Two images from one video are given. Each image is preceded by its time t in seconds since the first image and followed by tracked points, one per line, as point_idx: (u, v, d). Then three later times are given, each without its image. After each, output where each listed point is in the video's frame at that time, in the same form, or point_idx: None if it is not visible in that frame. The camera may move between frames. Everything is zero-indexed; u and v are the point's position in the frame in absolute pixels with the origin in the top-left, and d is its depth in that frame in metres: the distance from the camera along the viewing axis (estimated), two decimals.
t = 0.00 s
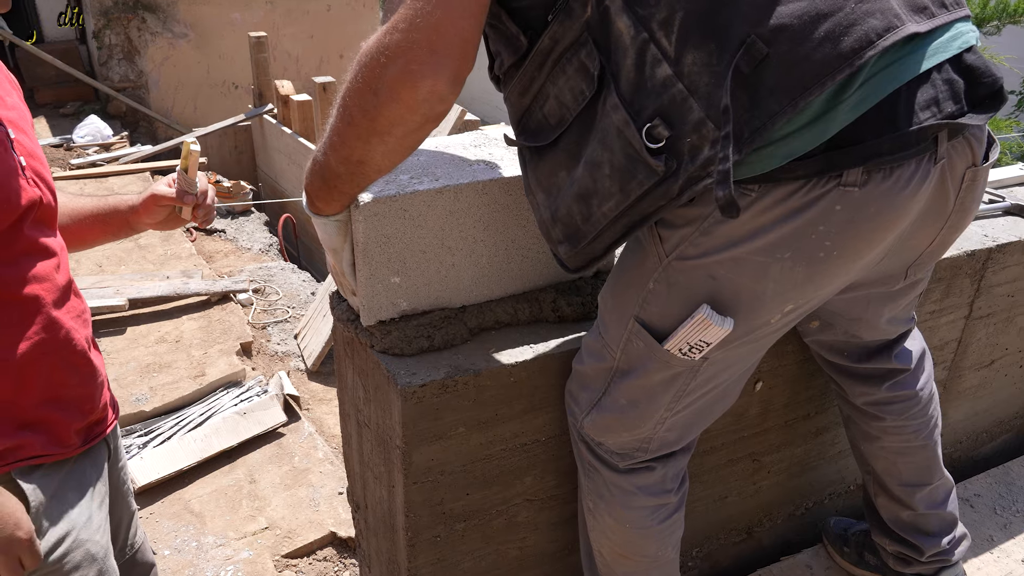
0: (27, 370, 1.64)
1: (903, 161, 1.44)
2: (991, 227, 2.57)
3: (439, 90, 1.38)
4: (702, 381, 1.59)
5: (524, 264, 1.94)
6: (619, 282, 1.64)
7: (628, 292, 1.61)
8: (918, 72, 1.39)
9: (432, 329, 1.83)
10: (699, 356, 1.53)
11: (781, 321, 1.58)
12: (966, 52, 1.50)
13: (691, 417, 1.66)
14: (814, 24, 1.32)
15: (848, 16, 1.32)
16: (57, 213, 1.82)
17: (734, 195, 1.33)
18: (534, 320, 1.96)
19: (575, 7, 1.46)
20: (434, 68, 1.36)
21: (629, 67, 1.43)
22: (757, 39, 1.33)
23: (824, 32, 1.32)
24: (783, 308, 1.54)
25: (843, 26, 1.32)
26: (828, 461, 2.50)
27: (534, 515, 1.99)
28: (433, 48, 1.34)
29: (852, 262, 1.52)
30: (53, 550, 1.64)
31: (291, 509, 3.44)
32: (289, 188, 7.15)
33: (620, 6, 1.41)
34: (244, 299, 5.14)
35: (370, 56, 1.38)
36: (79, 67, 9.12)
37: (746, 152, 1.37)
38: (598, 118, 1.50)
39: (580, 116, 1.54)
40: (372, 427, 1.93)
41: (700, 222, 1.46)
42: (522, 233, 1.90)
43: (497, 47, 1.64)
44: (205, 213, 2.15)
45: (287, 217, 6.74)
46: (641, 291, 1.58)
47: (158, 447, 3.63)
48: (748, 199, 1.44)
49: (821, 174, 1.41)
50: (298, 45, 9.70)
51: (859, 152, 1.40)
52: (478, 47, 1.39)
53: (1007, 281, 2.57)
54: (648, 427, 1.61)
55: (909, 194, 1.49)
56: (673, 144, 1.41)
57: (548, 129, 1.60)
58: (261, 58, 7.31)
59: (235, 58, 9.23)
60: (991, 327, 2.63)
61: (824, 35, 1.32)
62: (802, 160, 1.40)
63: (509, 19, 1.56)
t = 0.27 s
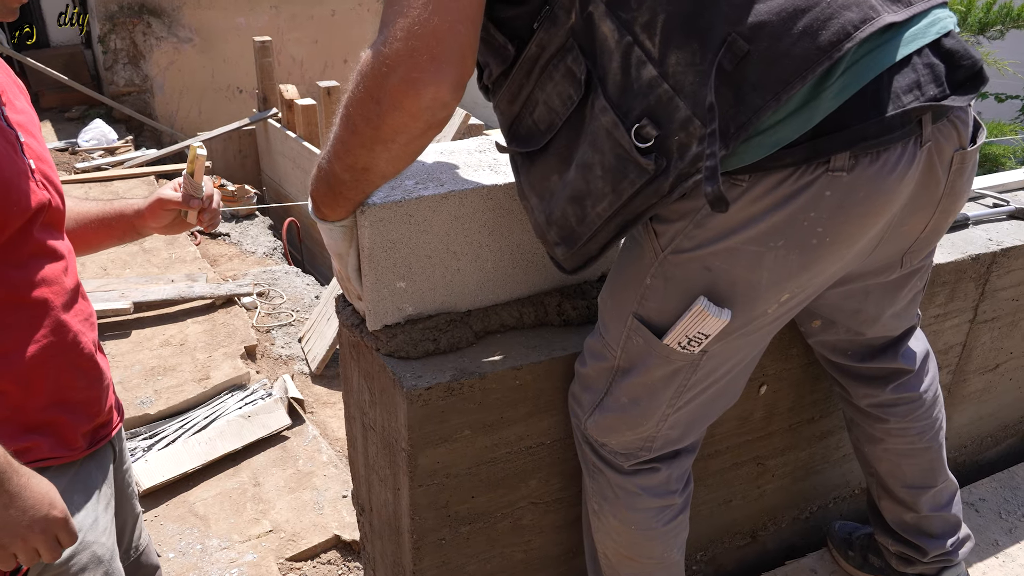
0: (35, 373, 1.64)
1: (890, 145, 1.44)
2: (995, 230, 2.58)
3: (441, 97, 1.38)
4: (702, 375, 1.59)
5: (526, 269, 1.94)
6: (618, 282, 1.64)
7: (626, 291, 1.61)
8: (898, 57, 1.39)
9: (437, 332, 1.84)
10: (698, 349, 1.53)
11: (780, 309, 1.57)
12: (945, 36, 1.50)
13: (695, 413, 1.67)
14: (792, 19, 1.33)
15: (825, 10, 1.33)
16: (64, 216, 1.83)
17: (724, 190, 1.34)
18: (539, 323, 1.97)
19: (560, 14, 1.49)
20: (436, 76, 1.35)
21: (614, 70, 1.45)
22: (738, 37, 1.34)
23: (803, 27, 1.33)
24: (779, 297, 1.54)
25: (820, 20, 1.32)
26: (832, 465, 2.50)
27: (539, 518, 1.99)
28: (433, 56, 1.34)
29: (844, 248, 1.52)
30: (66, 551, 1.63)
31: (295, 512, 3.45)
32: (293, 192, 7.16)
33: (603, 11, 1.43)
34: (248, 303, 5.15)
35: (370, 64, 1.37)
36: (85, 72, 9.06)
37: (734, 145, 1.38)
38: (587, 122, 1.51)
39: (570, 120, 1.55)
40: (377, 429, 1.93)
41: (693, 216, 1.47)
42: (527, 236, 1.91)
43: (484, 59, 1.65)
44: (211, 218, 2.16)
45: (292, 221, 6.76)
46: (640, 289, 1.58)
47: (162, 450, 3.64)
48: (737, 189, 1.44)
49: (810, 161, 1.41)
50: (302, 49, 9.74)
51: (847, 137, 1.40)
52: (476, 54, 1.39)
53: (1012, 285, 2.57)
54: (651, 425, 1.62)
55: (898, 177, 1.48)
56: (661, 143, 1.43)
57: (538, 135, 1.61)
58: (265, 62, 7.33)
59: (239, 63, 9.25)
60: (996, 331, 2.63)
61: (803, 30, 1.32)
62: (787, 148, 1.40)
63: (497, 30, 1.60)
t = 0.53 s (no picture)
0: (45, 377, 1.65)
1: (876, 133, 1.45)
2: (1000, 235, 2.58)
3: (444, 104, 1.38)
4: (702, 372, 1.60)
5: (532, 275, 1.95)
6: (618, 284, 1.64)
7: (625, 291, 1.62)
8: (879, 47, 1.42)
9: (445, 336, 1.84)
10: (697, 345, 1.53)
11: (774, 304, 1.58)
12: (926, 26, 1.51)
13: (698, 411, 1.67)
14: (766, 26, 1.35)
15: (798, 16, 1.34)
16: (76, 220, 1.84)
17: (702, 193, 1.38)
18: (546, 328, 1.97)
19: (539, 24, 1.50)
20: (438, 83, 1.35)
21: (595, 78, 1.47)
22: (714, 45, 1.36)
23: (779, 33, 1.34)
24: (774, 290, 1.54)
25: (795, 26, 1.34)
26: (838, 470, 2.50)
27: (545, 521, 1.99)
28: (433, 63, 1.34)
29: (836, 238, 1.52)
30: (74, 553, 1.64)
31: (301, 516, 3.45)
32: (298, 196, 7.18)
33: (582, 21, 1.45)
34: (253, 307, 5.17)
35: (371, 73, 1.38)
36: (90, 76, 9.01)
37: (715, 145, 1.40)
38: (567, 131, 1.51)
39: (549, 129, 1.55)
40: (385, 433, 1.94)
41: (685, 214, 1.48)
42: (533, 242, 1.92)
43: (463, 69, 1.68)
44: (219, 223, 2.17)
45: (297, 225, 6.78)
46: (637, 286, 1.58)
47: (168, 453, 3.64)
48: (728, 184, 1.45)
49: (797, 153, 1.43)
50: (306, 53, 9.78)
51: (832, 127, 1.42)
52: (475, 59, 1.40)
53: (1017, 290, 2.57)
54: (653, 425, 1.62)
55: (886, 165, 1.49)
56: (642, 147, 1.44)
57: (515, 144, 1.61)
58: (270, 67, 7.35)
59: (244, 67, 9.28)
60: (1001, 336, 2.63)
61: (779, 36, 1.34)
62: (771, 147, 1.42)
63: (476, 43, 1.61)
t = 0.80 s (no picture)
0: (50, 380, 1.66)
1: (867, 129, 1.45)
2: (1004, 238, 2.58)
3: (440, 105, 1.38)
4: (702, 371, 1.59)
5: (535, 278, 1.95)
6: (618, 285, 1.64)
7: (624, 291, 1.62)
8: (869, 44, 1.42)
9: (449, 339, 1.85)
10: (695, 344, 1.53)
11: (772, 303, 1.58)
12: (916, 22, 1.52)
13: (699, 412, 1.67)
14: (753, 29, 1.35)
15: (784, 19, 1.34)
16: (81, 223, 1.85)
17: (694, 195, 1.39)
18: (551, 331, 1.97)
19: (529, 31, 1.50)
20: (434, 84, 1.36)
21: (585, 84, 1.47)
22: (702, 48, 1.37)
23: (766, 36, 1.35)
24: (771, 287, 1.54)
25: (781, 28, 1.34)
26: (842, 473, 2.49)
27: (549, 524, 1.99)
28: (428, 64, 1.35)
29: (830, 234, 1.52)
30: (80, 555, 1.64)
31: (304, 519, 3.46)
32: (302, 200, 7.20)
33: (571, 28, 1.46)
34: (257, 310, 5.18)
35: (368, 77, 1.38)
36: (95, 81, 9.08)
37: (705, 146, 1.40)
38: (559, 135, 1.52)
39: (542, 134, 1.55)
40: (389, 436, 1.94)
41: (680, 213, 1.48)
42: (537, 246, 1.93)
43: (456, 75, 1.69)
44: (224, 228, 2.16)
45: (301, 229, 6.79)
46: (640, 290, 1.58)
47: (172, 456, 3.65)
48: (721, 182, 1.46)
49: (789, 150, 1.42)
50: (309, 57, 9.81)
51: (823, 124, 1.41)
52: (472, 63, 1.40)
53: (1021, 293, 2.57)
54: (655, 426, 1.62)
55: (878, 162, 1.49)
56: (635, 151, 1.44)
57: (509, 150, 1.61)
58: (273, 71, 7.37)
59: (248, 71, 9.31)
60: (1006, 339, 2.63)
61: (766, 38, 1.35)
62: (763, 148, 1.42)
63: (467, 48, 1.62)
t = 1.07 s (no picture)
0: (51, 380, 1.65)
1: (873, 128, 1.44)
2: (1010, 241, 2.57)
3: (443, 101, 1.37)
4: (707, 371, 1.59)
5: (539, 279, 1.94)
6: (623, 285, 1.64)
7: (629, 292, 1.62)
8: (874, 42, 1.41)
9: (453, 339, 1.84)
10: (700, 344, 1.52)
11: (776, 303, 1.57)
12: (921, 22, 1.51)
13: (704, 413, 1.66)
14: (757, 30, 1.34)
15: (788, 19, 1.33)
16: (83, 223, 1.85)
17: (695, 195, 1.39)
18: (555, 332, 1.97)
19: (533, 31, 1.50)
20: (436, 80, 1.35)
21: (589, 82, 1.47)
22: (706, 48, 1.36)
23: (770, 36, 1.34)
24: (776, 287, 1.53)
25: (785, 28, 1.33)
26: (846, 476, 2.48)
27: (552, 526, 1.99)
28: (431, 59, 1.34)
29: (836, 232, 1.51)
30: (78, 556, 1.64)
31: (306, 520, 3.45)
32: (304, 201, 7.20)
33: (575, 27, 1.45)
34: (259, 311, 5.18)
35: (371, 73, 1.38)
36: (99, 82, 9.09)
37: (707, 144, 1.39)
38: (563, 134, 1.51)
39: (545, 134, 1.55)
40: (392, 436, 1.94)
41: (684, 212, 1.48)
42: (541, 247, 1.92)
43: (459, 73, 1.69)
44: (227, 226, 2.16)
45: (303, 230, 6.79)
46: (645, 291, 1.58)
47: (174, 456, 3.65)
48: (727, 180, 1.45)
49: (794, 149, 1.41)
50: (313, 59, 9.82)
51: (828, 123, 1.40)
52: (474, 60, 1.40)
53: None
54: (659, 427, 1.61)
55: (884, 160, 1.48)
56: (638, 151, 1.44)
57: (513, 149, 1.61)
58: (277, 72, 7.37)
59: (251, 72, 9.33)
60: (1010, 342, 2.62)
61: (770, 38, 1.34)
62: (770, 150, 1.42)
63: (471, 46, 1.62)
